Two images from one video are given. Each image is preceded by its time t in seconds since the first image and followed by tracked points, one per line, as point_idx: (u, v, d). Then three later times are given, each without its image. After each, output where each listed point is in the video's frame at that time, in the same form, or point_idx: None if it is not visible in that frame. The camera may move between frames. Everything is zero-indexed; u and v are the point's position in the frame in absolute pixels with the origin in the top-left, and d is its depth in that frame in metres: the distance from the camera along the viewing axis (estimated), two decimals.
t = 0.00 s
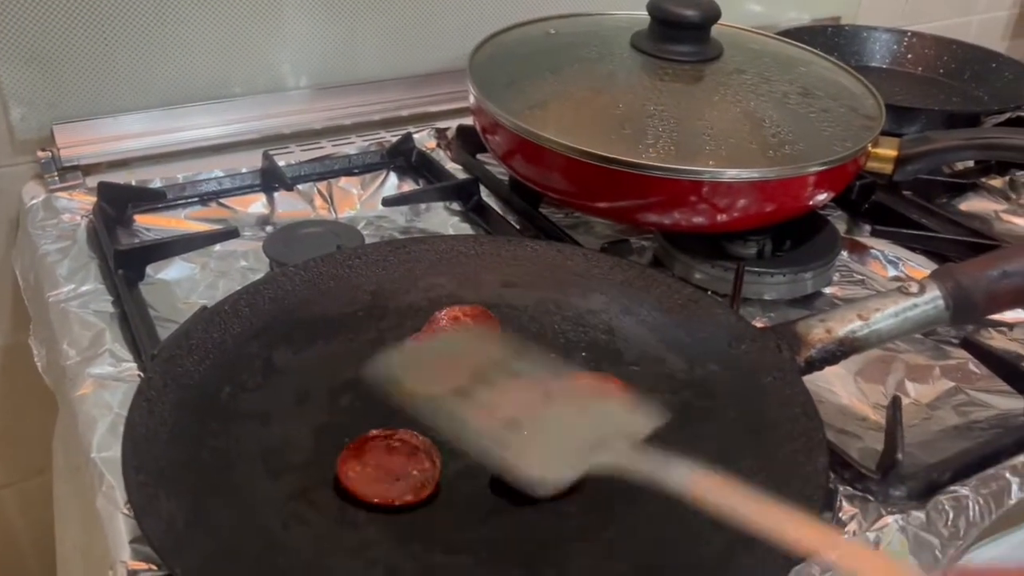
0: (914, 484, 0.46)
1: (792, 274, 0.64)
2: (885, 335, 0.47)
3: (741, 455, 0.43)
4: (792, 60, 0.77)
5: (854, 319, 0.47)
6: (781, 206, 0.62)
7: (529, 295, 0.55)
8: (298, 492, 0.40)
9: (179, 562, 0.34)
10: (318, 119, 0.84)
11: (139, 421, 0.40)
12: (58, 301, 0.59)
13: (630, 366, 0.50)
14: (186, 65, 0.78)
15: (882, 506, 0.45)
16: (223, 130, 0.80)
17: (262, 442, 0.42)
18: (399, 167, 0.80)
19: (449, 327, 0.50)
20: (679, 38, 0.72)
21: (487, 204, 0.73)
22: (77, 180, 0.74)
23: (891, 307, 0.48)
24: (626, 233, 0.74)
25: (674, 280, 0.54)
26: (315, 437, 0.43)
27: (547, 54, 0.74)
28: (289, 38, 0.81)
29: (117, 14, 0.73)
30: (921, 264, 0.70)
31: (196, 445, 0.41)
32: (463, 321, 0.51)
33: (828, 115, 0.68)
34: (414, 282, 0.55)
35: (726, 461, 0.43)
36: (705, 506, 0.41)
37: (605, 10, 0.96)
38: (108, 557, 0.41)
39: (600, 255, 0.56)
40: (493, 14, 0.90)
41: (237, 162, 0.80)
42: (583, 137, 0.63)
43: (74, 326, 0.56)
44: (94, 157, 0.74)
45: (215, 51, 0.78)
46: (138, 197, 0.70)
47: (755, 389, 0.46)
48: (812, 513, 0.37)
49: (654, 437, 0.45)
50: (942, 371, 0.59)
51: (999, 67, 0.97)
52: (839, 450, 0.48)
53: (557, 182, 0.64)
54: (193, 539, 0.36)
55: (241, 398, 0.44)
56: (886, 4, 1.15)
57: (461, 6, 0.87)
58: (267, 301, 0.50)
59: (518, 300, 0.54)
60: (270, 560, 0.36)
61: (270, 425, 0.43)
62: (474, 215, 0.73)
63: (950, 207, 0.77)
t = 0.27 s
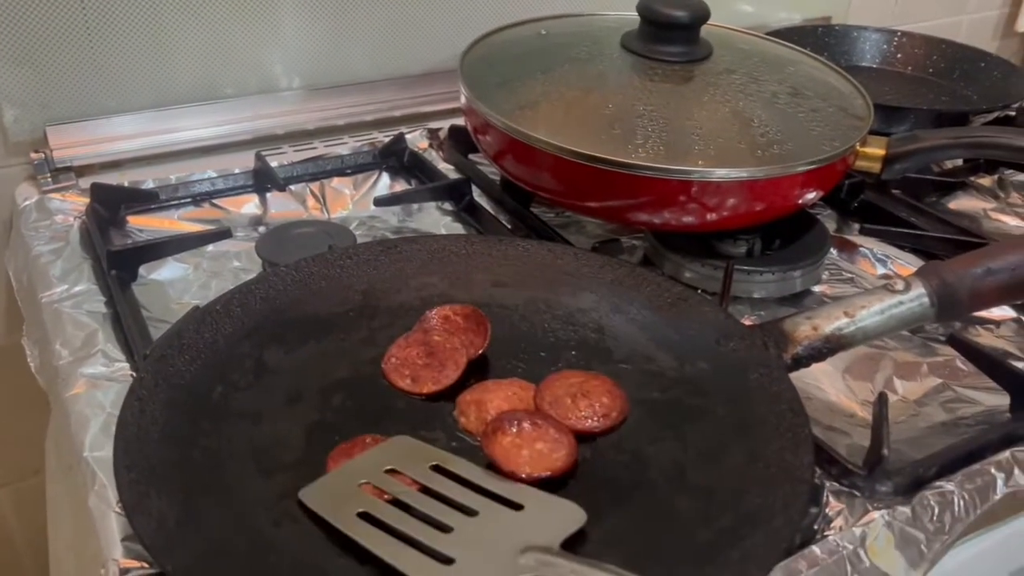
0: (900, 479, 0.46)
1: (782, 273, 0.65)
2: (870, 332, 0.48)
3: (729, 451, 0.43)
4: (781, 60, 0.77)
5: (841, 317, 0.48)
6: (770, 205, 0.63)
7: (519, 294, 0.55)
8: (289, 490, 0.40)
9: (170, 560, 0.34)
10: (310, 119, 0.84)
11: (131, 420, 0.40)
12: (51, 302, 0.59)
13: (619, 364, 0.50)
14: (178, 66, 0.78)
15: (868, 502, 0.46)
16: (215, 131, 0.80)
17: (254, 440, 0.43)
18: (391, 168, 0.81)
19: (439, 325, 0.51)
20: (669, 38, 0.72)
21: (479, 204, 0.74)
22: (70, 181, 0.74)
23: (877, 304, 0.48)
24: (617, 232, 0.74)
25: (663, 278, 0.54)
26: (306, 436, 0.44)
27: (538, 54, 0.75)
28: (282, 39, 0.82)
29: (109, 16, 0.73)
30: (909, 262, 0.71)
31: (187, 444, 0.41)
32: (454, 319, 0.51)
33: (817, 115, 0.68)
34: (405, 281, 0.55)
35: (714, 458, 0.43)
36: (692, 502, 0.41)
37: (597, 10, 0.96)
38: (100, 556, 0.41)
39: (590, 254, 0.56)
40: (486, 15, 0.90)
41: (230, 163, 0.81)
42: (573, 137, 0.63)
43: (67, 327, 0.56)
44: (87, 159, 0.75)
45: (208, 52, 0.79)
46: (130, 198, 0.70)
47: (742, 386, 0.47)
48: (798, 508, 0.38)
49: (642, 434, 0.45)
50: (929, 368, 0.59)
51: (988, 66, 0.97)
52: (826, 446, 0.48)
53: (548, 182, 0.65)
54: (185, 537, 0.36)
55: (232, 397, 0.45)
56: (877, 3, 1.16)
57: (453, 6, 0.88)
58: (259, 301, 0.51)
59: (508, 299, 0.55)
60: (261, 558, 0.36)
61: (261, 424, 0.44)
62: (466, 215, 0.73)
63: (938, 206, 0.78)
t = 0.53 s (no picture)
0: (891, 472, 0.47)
1: (775, 268, 0.65)
2: (861, 326, 0.48)
3: (721, 445, 0.44)
4: (774, 57, 0.78)
5: (832, 312, 0.48)
6: (763, 201, 0.63)
7: (513, 290, 0.55)
8: (284, 485, 0.41)
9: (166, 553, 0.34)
10: (305, 118, 0.85)
11: (127, 416, 0.40)
12: (47, 300, 0.59)
13: (612, 359, 0.51)
14: (173, 64, 0.78)
15: (860, 494, 0.46)
16: (210, 130, 0.80)
17: (249, 436, 0.43)
18: (386, 166, 0.81)
19: (434, 322, 0.51)
20: (663, 36, 0.73)
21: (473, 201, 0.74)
22: (65, 180, 0.74)
23: (867, 299, 0.49)
24: (611, 229, 0.75)
25: (656, 275, 0.55)
26: (301, 431, 0.44)
27: (532, 53, 0.75)
28: (276, 38, 0.82)
29: (104, 15, 0.73)
30: (902, 257, 0.71)
31: (183, 440, 0.41)
32: (449, 316, 0.52)
33: (809, 111, 0.69)
34: (399, 278, 0.55)
35: (707, 451, 0.44)
36: (685, 494, 0.41)
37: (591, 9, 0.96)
38: (97, 552, 0.41)
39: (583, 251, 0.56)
40: (480, 13, 0.90)
41: (225, 161, 0.81)
42: (566, 134, 0.64)
43: (63, 325, 0.56)
44: (82, 158, 0.75)
45: (202, 51, 0.79)
46: (125, 197, 0.71)
47: (734, 380, 0.47)
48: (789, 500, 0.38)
49: (635, 428, 0.46)
50: (921, 362, 0.60)
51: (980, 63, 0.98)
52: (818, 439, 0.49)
53: (542, 179, 0.65)
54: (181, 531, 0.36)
55: (228, 394, 0.45)
56: (869, 1, 1.17)
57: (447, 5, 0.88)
58: (254, 298, 0.51)
59: (502, 295, 0.55)
60: (258, 551, 0.37)
61: (257, 420, 0.44)
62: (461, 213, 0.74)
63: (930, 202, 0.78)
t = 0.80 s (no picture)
0: (896, 469, 0.47)
1: (776, 266, 0.65)
2: (865, 323, 0.48)
3: (726, 443, 0.44)
4: (773, 55, 0.78)
5: (836, 309, 0.48)
6: (764, 199, 0.63)
7: (516, 289, 0.55)
8: (289, 485, 0.41)
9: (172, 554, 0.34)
10: (305, 118, 0.85)
11: (132, 417, 0.40)
12: (49, 302, 0.59)
13: (616, 358, 0.51)
14: (172, 64, 0.78)
15: (865, 491, 0.46)
16: (210, 130, 0.80)
17: (254, 436, 0.43)
18: (386, 166, 0.81)
19: (437, 321, 0.51)
20: (664, 34, 0.72)
21: (475, 200, 0.74)
22: (66, 181, 0.74)
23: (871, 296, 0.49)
24: (612, 227, 0.75)
25: (659, 273, 0.55)
26: (306, 431, 0.44)
27: (532, 51, 0.75)
28: (275, 37, 0.82)
29: (103, 14, 0.73)
30: (903, 254, 0.71)
31: (187, 440, 0.41)
32: (452, 315, 0.52)
33: (810, 109, 0.69)
34: (402, 277, 0.55)
35: (712, 449, 0.44)
36: (690, 493, 0.41)
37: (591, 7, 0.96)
38: (102, 553, 0.41)
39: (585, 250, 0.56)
40: (479, 12, 0.90)
41: (225, 161, 0.81)
42: (568, 132, 0.64)
43: (64, 326, 0.56)
44: (82, 159, 0.75)
45: (202, 51, 0.79)
46: (126, 197, 0.70)
47: (738, 378, 0.47)
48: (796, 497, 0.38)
49: (639, 427, 0.46)
50: (923, 359, 0.60)
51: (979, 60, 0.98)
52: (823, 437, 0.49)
53: (544, 177, 0.65)
54: (186, 532, 0.36)
55: (232, 394, 0.45)
56: None
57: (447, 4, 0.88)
58: (257, 298, 0.51)
59: (505, 294, 0.55)
60: (264, 552, 0.37)
61: (261, 420, 0.44)
62: (461, 212, 0.74)
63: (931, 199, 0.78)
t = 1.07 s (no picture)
0: (927, 481, 0.46)
1: (796, 273, 0.65)
2: (894, 335, 0.48)
3: (759, 456, 0.43)
4: (789, 60, 0.77)
5: (866, 320, 0.48)
6: (784, 207, 0.63)
7: (539, 300, 0.55)
8: (321, 503, 0.40)
9: None
10: (317, 124, 0.84)
11: (161, 435, 0.40)
12: (67, 314, 0.58)
13: (642, 369, 0.50)
14: (185, 71, 0.78)
15: (896, 504, 0.46)
16: (222, 137, 0.80)
17: (283, 452, 0.42)
18: (400, 172, 0.81)
19: (461, 333, 0.51)
20: (681, 39, 0.72)
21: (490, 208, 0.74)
22: (79, 190, 0.74)
23: (900, 307, 0.48)
24: (629, 234, 0.74)
25: (684, 284, 0.54)
26: (334, 447, 0.43)
27: (547, 57, 0.74)
28: (288, 43, 0.81)
29: (116, 21, 0.72)
30: (923, 261, 0.71)
31: (217, 458, 0.41)
32: (476, 327, 0.51)
33: (830, 115, 0.68)
34: (424, 288, 0.55)
35: (744, 463, 0.43)
36: (724, 508, 0.41)
37: (602, 11, 0.96)
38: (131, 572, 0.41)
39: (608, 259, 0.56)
40: (491, 17, 0.90)
41: (237, 169, 0.80)
42: (586, 140, 0.63)
43: (84, 339, 0.56)
44: (95, 167, 0.74)
45: (215, 57, 0.78)
46: (140, 207, 0.70)
47: (768, 390, 0.47)
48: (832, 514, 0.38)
49: (670, 440, 0.45)
50: (948, 367, 0.59)
51: (992, 62, 0.97)
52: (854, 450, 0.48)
53: (562, 186, 0.64)
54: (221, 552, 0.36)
55: (259, 409, 0.45)
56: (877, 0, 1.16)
57: (459, 9, 0.87)
58: (280, 311, 0.51)
59: (528, 305, 0.55)
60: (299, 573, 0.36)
61: (289, 436, 0.43)
62: (478, 219, 0.73)
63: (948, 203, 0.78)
